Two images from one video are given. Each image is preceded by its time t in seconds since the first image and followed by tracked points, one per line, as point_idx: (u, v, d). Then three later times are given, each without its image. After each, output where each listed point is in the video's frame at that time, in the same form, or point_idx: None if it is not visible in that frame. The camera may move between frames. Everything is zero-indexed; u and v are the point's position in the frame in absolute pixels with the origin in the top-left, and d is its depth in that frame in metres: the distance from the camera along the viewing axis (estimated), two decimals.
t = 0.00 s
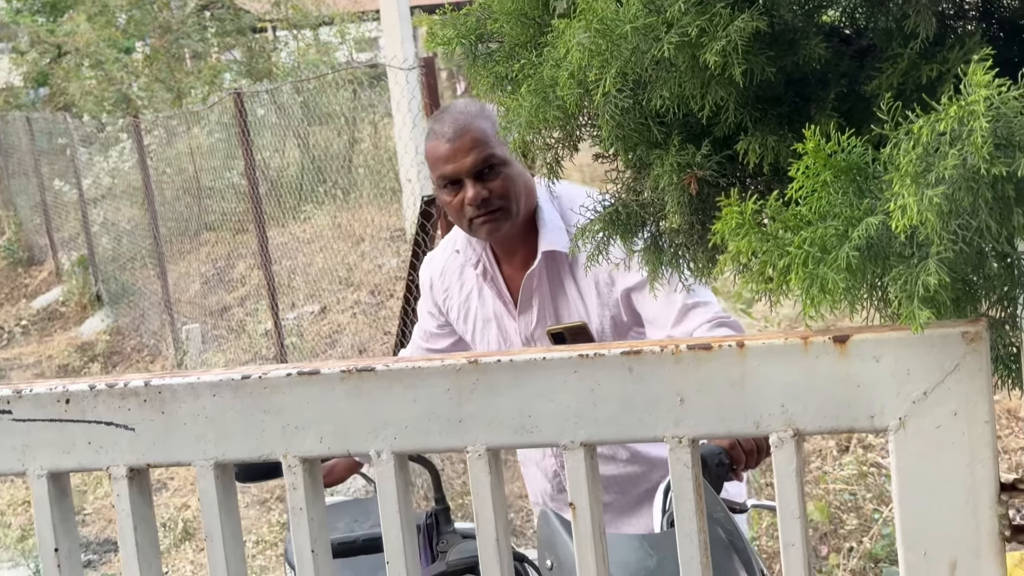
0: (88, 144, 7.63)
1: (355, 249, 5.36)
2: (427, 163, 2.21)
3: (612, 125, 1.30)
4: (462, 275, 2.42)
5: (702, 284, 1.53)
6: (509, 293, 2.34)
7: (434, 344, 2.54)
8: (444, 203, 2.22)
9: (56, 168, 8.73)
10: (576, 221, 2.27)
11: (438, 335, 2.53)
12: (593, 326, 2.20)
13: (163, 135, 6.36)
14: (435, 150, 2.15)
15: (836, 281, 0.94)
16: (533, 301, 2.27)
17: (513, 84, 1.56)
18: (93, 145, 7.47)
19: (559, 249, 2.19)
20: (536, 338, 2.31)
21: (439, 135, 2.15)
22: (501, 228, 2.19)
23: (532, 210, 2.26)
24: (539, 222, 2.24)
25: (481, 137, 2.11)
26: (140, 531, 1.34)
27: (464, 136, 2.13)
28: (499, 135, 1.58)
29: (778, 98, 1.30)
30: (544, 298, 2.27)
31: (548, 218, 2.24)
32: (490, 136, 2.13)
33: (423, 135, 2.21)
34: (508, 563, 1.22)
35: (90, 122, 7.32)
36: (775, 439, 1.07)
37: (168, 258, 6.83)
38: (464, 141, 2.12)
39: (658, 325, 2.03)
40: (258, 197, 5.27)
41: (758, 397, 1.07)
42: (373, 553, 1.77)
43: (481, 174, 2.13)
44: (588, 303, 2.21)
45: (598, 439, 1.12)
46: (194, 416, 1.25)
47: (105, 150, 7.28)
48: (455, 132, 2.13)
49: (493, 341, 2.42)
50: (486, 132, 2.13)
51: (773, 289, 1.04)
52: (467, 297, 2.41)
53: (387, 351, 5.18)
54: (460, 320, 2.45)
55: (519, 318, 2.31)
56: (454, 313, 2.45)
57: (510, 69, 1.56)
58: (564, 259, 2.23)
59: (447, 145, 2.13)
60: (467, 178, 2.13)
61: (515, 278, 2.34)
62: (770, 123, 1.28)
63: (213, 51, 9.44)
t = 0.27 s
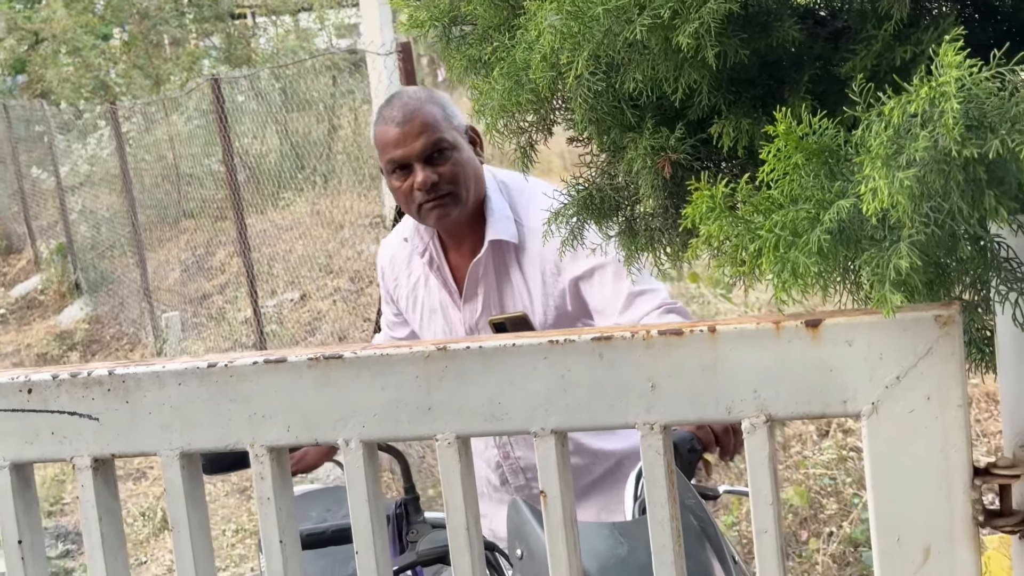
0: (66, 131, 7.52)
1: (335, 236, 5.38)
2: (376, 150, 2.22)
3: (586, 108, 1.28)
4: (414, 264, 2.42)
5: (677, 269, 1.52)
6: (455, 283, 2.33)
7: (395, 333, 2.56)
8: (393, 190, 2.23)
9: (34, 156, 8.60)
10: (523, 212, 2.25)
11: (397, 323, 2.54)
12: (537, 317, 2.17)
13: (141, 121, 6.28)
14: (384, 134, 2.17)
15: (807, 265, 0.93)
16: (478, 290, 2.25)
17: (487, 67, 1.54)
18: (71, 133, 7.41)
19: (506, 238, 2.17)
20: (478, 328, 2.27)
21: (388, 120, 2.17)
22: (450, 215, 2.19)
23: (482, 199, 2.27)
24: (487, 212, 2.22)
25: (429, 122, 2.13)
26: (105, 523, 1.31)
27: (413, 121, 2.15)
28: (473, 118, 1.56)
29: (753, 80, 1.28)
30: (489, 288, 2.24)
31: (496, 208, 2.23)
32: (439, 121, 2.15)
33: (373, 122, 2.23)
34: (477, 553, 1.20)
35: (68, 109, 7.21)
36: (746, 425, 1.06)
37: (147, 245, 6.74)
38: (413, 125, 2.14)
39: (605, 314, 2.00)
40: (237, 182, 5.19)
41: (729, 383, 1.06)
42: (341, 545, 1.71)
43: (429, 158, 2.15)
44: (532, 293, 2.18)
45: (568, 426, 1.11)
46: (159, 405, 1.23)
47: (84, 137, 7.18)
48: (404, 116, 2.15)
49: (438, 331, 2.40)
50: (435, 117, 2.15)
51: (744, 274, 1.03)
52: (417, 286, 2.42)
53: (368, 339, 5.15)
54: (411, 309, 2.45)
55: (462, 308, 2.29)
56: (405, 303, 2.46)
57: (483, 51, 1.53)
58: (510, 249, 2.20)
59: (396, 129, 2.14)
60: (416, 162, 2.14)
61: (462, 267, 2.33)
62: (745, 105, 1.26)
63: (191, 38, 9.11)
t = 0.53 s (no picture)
0: (35, 121, 7.40)
1: (308, 225, 5.47)
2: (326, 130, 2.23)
3: (548, 93, 1.27)
4: (362, 249, 2.43)
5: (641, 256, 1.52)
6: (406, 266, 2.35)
7: (345, 320, 2.56)
8: (344, 170, 2.24)
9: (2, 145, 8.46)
10: (478, 196, 2.27)
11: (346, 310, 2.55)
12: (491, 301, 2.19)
13: (111, 110, 6.18)
14: (335, 113, 2.18)
15: (765, 250, 0.91)
16: (432, 274, 2.28)
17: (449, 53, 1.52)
18: (41, 122, 7.27)
19: (458, 221, 2.19)
20: (433, 311, 2.30)
21: (339, 99, 2.18)
22: (402, 194, 2.22)
23: (433, 180, 2.30)
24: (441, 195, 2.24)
25: (382, 100, 2.15)
26: (56, 514, 1.28)
27: (365, 100, 2.17)
28: (437, 105, 1.54)
29: (717, 66, 1.27)
30: (443, 271, 2.27)
31: (449, 191, 2.25)
32: (389, 100, 2.18)
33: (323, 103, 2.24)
34: (434, 541, 1.19)
35: (37, 98, 7.09)
36: (705, 412, 1.05)
37: (117, 236, 6.65)
38: (365, 104, 2.16)
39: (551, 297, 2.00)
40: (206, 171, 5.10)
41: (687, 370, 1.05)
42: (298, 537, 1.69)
43: (381, 137, 2.17)
44: (485, 276, 2.20)
45: (526, 414, 1.10)
46: (110, 394, 1.20)
47: (53, 126, 7.07)
48: (356, 95, 2.17)
49: (390, 315, 2.42)
50: (387, 96, 2.18)
51: (703, 259, 1.02)
52: (366, 270, 2.43)
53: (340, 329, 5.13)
54: (360, 294, 2.46)
55: (417, 292, 2.31)
56: (352, 288, 2.47)
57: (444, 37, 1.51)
58: (462, 232, 2.22)
59: (348, 108, 2.16)
60: (368, 140, 2.16)
61: (414, 252, 2.36)
62: (708, 91, 1.25)
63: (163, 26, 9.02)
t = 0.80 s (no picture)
0: (12, 113, 7.30)
1: (287, 219, 5.40)
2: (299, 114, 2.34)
3: (526, 83, 1.26)
4: (331, 239, 2.48)
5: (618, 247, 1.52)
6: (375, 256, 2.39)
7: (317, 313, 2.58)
8: (315, 153, 2.33)
9: None
10: (448, 184, 2.30)
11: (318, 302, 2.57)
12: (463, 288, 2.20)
13: (88, 102, 6.11)
14: (307, 95, 2.28)
15: (740, 238, 0.92)
16: (402, 261, 2.30)
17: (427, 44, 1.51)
18: (18, 114, 7.17)
19: (427, 207, 2.21)
20: (402, 300, 2.31)
21: (311, 81, 2.29)
22: (371, 177, 2.28)
23: (404, 167, 2.36)
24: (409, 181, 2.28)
25: (351, 82, 2.25)
26: (29, 504, 1.27)
27: (336, 82, 2.27)
28: (415, 96, 1.53)
29: (695, 57, 1.28)
30: (413, 259, 2.29)
31: (417, 176, 2.29)
32: (360, 83, 2.27)
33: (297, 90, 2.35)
34: (410, 530, 1.19)
35: (14, 91, 7.00)
36: (681, 401, 1.06)
37: (94, 229, 6.58)
38: (335, 85, 2.26)
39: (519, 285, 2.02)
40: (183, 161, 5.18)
41: (663, 358, 1.05)
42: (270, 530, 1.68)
43: (350, 118, 2.26)
44: (456, 263, 2.21)
45: (502, 403, 1.10)
46: (83, 383, 1.19)
47: (30, 119, 6.98)
48: (326, 78, 2.28)
49: (359, 305, 2.44)
50: (358, 80, 2.28)
51: (679, 248, 1.02)
52: (335, 260, 2.46)
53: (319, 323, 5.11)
54: (330, 286, 2.49)
55: (386, 280, 2.33)
56: (322, 278, 2.50)
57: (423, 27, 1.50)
58: (432, 219, 2.25)
59: (318, 89, 2.26)
60: (337, 120, 2.26)
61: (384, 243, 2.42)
62: (686, 82, 1.25)
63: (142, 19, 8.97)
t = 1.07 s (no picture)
0: None
1: (270, 220, 5.37)
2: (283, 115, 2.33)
3: (510, 89, 1.26)
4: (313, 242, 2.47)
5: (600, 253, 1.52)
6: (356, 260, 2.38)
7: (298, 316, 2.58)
8: (299, 155, 2.32)
9: None
10: (432, 189, 2.30)
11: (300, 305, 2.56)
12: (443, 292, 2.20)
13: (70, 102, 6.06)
14: (291, 96, 2.28)
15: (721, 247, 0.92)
16: (383, 265, 2.29)
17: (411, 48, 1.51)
18: None
19: (410, 211, 2.21)
20: (383, 303, 2.31)
21: (296, 83, 2.28)
22: (355, 180, 2.27)
23: (388, 171, 2.35)
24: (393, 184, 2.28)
25: (337, 84, 2.25)
26: (9, 509, 1.26)
27: (321, 84, 2.26)
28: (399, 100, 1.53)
29: (677, 64, 1.28)
30: (395, 263, 2.28)
31: (401, 180, 2.28)
32: (345, 85, 2.27)
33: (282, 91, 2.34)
34: (392, 538, 1.18)
35: None
36: (663, 409, 1.06)
37: (76, 229, 6.53)
38: (321, 87, 2.25)
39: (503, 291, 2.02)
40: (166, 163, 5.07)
41: (644, 366, 1.05)
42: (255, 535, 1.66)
43: (335, 120, 2.26)
44: (438, 268, 2.21)
45: (484, 410, 1.10)
46: (65, 388, 1.18)
47: (12, 118, 6.93)
48: (311, 80, 2.27)
49: (339, 310, 2.43)
50: (343, 82, 2.27)
51: (660, 256, 1.02)
52: (317, 263, 2.46)
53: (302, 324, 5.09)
54: (311, 289, 2.49)
55: (367, 284, 2.32)
56: (304, 281, 2.50)
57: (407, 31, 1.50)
58: (414, 223, 2.24)
59: (303, 91, 2.25)
60: (322, 123, 2.25)
61: (365, 247, 2.41)
62: (668, 89, 1.26)
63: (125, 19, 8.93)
